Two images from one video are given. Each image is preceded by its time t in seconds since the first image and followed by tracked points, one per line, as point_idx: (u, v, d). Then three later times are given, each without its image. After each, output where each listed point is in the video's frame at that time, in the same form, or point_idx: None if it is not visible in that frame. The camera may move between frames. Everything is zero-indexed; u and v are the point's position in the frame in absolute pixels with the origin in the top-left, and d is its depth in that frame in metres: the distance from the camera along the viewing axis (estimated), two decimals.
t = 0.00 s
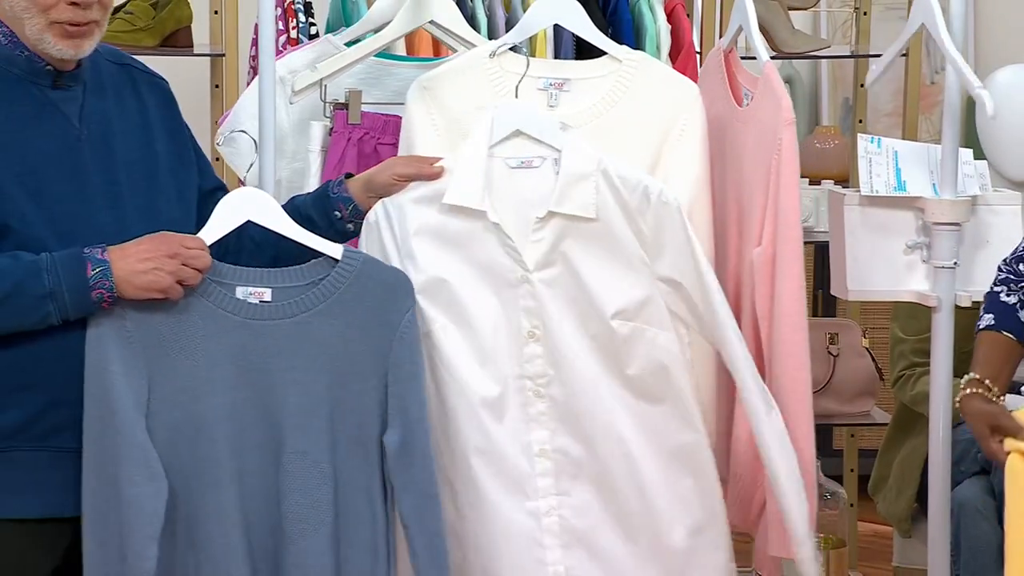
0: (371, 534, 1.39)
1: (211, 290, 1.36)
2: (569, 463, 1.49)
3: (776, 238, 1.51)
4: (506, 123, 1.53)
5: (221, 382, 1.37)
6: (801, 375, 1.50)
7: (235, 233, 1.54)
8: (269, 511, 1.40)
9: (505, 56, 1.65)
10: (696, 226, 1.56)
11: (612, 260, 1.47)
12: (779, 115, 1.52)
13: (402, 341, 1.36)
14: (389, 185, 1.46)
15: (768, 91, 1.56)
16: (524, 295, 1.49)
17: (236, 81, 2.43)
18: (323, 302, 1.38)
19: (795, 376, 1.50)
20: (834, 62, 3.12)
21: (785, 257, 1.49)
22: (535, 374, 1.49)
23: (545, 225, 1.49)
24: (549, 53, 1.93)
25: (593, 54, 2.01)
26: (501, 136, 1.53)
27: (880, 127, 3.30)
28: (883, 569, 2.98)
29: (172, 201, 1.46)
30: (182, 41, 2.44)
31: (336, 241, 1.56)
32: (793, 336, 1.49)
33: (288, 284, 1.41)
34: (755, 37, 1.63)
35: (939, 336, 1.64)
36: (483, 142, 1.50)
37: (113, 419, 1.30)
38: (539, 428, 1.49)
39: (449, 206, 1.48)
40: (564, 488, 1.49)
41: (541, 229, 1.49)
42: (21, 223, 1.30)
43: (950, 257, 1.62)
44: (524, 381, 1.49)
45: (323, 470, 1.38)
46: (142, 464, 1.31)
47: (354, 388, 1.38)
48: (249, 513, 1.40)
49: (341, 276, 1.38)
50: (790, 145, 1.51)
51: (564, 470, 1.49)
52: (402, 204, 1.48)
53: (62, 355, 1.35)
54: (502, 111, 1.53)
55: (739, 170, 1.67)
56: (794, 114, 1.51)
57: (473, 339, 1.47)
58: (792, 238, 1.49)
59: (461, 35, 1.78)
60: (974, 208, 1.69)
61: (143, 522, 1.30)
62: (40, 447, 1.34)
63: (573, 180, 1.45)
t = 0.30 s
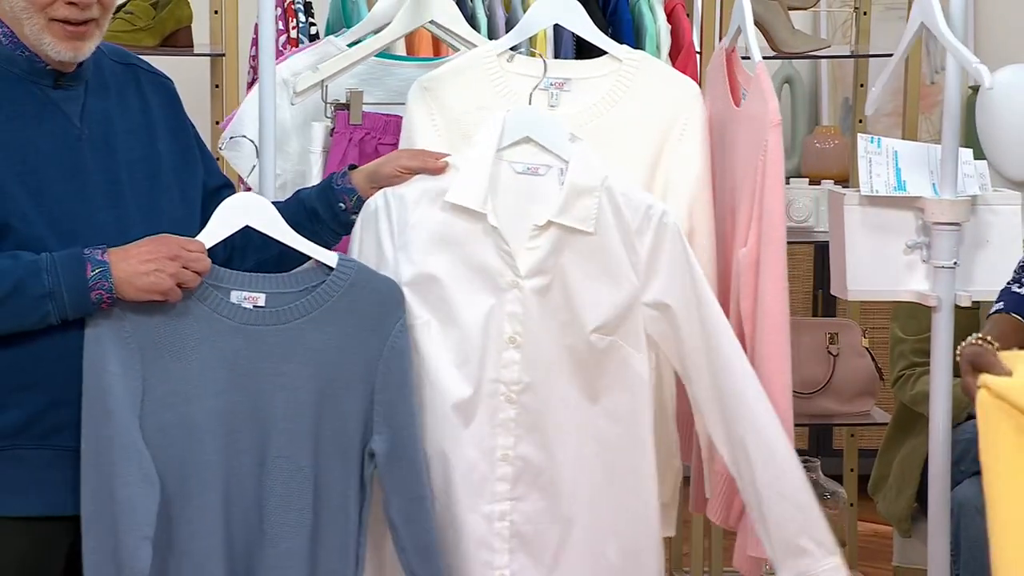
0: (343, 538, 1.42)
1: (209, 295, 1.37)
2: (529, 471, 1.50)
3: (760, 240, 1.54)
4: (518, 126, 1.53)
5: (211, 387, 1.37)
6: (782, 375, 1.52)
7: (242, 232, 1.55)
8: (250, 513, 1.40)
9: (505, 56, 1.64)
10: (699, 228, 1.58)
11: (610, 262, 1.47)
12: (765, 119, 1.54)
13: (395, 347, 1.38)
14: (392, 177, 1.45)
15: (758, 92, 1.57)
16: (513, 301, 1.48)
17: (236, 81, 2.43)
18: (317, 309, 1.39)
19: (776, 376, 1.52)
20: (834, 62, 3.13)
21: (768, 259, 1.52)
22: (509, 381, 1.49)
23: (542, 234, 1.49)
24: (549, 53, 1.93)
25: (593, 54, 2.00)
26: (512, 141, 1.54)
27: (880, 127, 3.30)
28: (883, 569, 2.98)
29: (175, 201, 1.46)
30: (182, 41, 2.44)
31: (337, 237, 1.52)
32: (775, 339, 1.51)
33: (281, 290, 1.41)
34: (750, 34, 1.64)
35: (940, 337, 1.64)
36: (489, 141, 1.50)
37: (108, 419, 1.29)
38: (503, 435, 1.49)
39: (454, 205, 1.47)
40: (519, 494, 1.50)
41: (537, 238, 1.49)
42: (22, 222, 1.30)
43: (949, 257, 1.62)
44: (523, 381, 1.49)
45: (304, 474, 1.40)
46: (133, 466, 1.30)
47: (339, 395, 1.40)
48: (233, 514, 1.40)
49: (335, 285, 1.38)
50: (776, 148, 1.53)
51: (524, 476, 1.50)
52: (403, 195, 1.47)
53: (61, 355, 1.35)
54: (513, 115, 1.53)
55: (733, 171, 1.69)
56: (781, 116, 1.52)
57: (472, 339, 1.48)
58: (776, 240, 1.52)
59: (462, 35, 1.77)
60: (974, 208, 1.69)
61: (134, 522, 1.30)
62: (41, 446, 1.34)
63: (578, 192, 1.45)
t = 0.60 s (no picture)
0: (335, 541, 1.41)
1: (202, 297, 1.36)
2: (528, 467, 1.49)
3: (750, 239, 1.57)
4: (520, 125, 1.52)
5: (199, 389, 1.35)
6: (770, 371, 1.54)
7: (243, 232, 1.54)
8: (241, 516, 1.39)
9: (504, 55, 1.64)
10: (695, 226, 1.58)
11: (611, 264, 1.47)
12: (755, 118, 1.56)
13: (380, 358, 1.39)
14: (395, 176, 1.45)
15: (751, 91, 1.59)
16: (513, 298, 1.48)
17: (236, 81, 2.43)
18: (311, 314, 1.39)
19: (764, 372, 1.54)
20: (834, 62, 3.13)
21: (756, 259, 1.55)
22: (510, 378, 1.47)
23: (543, 233, 1.49)
24: (550, 53, 1.92)
25: (593, 54, 2.00)
26: (513, 138, 1.53)
27: (880, 127, 3.31)
28: (883, 569, 2.98)
29: (173, 199, 1.45)
30: (182, 41, 2.43)
31: (339, 236, 1.51)
32: (764, 338, 1.54)
33: (275, 293, 1.42)
34: (746, 34, 1.65)
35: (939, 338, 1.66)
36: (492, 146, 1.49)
37: (94, 418, 1.28)
38: (502, 432, 1.48)
39: (455, 202, 1.47)
40: (518, 490, 1.49)
41: (540, 236, 1.49)
42: (18, 222, 1.29)
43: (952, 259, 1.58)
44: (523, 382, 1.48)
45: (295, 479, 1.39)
46: (113, 468, 1.28)
47: (330, 399, 1.40)
48: (224, 515, 1.38)
49: (328, 288, 1.39)
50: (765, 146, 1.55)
51: (521, 473, 1.48)
52: (404, 191, 1.47)
53: (57, 356, 1.33)
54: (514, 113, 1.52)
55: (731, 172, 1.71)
56: (770, 113, 1.54)
57: (470, 339, 1.47)
58: (765, 238, 1.54)
59: (461, 37, 1.77)
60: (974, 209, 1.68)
61: (105, 523, 1.28)
62: (37, 447, 1.33)
63: (578, 191, 1.45)
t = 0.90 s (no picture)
0: (335, 542, 1.40)
1: (199, 297, 1.36)
2: (530, 466, 1.50)
3: (742, 238, 1.57)
4: (514, 123, 1.52)
5: (197, 389, 1.35)
6: (762, 370, 1.54)
7: (238, 232, 1.53)
8: (237, 516, 1.39)
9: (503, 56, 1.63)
10: (690, 229, 1.60)
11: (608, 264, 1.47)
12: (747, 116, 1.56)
13: (378, 359, 1.39)
14: (390, 178, 1.44)
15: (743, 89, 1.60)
16: (512, 296, 1.48)
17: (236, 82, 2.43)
18: (309, 313, 1.39)
19: (757, 371, 1.54)
20: (834, 62, 3.14)
21: (748, 259, 1.55)
22: (511, 377, 1.49)
23: (539, 231, 1.48)
24: (549, 53, 1.92)
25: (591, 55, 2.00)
26: (508, 136, 1.53)
27: (880, 127, 3.32)
28: (883, 569, 2.98)
29: (169, 200, 1.45)
30: (181, 41, 2.43)
31: (334, 237, 1.49)
32: (755, 337, 1.54)
33: (272, 293, 1.41)
34: (745, 34, 1.65)
35: (937, 338, 1.65)
36: (485, 142, 1.48)
37: (89, 418, 1.28)
38: (504, 432, 1.49)
39: (450, 202, 1.47)
40: (522, 490, 1.50)
41: (536, 232, 1.48)
42: (13, 222, 1.30)
43: (950, 257, 1.61)
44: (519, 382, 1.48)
45: (294, 480, 1.39)
46: (110, 466, 1.29)
47: (329, 398, 1.40)
48: (221, 515, 1.38)
49: (326, 288, 1.39)
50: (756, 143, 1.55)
51: (525, 472, 1.50)
52: (399, 193, 1.46)
53: (53, 355, 1.33)
54: (510, 110, 1.52)
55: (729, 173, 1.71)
56: (761, 109, 1.55)
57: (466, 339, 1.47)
58: (756, 237, 1.54)
59: (461, 36, 1.77)
60: (974, 209, 1.69)
61: (105, 522, 1.28)
62: (33, 446, 1.34)
63: (573, 189, 1.45)
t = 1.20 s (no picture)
0: (338, 542, 1.40)
1: (196, 295, 1.36)
2: (517, 482, 1.49)
3: (740, 238, 1.57)
4: (509, 132, 1.52)
5: (195, 388, 1.36)
6: (759, 371, 1.54)
7: (232, 232, 1.53)
8: (239, 514, 1.39)
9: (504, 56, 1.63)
10: (691, 230, 1.60)
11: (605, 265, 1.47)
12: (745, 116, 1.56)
13: (380, 352, 1.38)
14: (384, 184, 1.44)
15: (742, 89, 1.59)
16: (501, 308, 1.48)
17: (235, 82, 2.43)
18: (306, 311, 1.39)
19: (754, 372, 1.54)
20: (834, 62, 3.14)
21: (745, 258, 1.55)
22: (498, 391, 1.48)
23: (530, 241, 1.48)
24: (550, 53, 1.91)
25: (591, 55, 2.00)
26: (502, 146, 1.53)
27: (880, 126, 3.32)
28: (883, 569, 2.98)
29: (165, 200, 1.45)
30: (182, 41, 2.43)
31: (327, 242, 1.51)
32: (751, 336, 1.54)
33: (269, 291, 1.42)
34: (745, 33, 1.65)
35: (938, 336, 1.66)
36: (479, 149, 1.49)
37: (88, 418, 1.28)
38: (491, 445, 1.48)
39: (442, 209, 1.47)
40: (505, 506, 1.49)
41: (528, 243, 1.48)
42: (11, 223, 1.30)
43: (950, 257, 1.62)
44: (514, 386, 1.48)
45: (296, 480, 1.39)
46: (108, 465, 1.29)
47: (329, 396, 1.40)
48: (221, 515, 1.38)
49: (322, 286, 1.39)
50: (754, 143, 1.55)
51: (511, 487, 1.49)
52: (392, 199, 1.47)
53: (51, 356, 1.33)
54: (505, 121, 1.52)
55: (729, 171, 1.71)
56: (759, 109, 1.56)
57: (463, 337, 1.47)
58: (753, 237, 1.54)
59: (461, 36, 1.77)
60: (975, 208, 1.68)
61: (112, 523, 1.28)
62: (31, 446, 1.34)
63: (567, 197, 1.45)
